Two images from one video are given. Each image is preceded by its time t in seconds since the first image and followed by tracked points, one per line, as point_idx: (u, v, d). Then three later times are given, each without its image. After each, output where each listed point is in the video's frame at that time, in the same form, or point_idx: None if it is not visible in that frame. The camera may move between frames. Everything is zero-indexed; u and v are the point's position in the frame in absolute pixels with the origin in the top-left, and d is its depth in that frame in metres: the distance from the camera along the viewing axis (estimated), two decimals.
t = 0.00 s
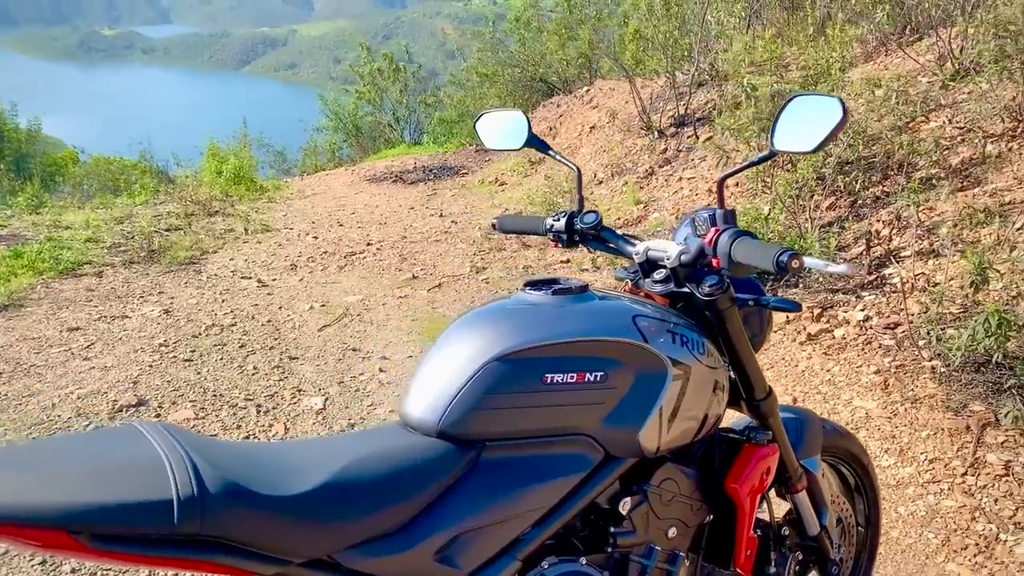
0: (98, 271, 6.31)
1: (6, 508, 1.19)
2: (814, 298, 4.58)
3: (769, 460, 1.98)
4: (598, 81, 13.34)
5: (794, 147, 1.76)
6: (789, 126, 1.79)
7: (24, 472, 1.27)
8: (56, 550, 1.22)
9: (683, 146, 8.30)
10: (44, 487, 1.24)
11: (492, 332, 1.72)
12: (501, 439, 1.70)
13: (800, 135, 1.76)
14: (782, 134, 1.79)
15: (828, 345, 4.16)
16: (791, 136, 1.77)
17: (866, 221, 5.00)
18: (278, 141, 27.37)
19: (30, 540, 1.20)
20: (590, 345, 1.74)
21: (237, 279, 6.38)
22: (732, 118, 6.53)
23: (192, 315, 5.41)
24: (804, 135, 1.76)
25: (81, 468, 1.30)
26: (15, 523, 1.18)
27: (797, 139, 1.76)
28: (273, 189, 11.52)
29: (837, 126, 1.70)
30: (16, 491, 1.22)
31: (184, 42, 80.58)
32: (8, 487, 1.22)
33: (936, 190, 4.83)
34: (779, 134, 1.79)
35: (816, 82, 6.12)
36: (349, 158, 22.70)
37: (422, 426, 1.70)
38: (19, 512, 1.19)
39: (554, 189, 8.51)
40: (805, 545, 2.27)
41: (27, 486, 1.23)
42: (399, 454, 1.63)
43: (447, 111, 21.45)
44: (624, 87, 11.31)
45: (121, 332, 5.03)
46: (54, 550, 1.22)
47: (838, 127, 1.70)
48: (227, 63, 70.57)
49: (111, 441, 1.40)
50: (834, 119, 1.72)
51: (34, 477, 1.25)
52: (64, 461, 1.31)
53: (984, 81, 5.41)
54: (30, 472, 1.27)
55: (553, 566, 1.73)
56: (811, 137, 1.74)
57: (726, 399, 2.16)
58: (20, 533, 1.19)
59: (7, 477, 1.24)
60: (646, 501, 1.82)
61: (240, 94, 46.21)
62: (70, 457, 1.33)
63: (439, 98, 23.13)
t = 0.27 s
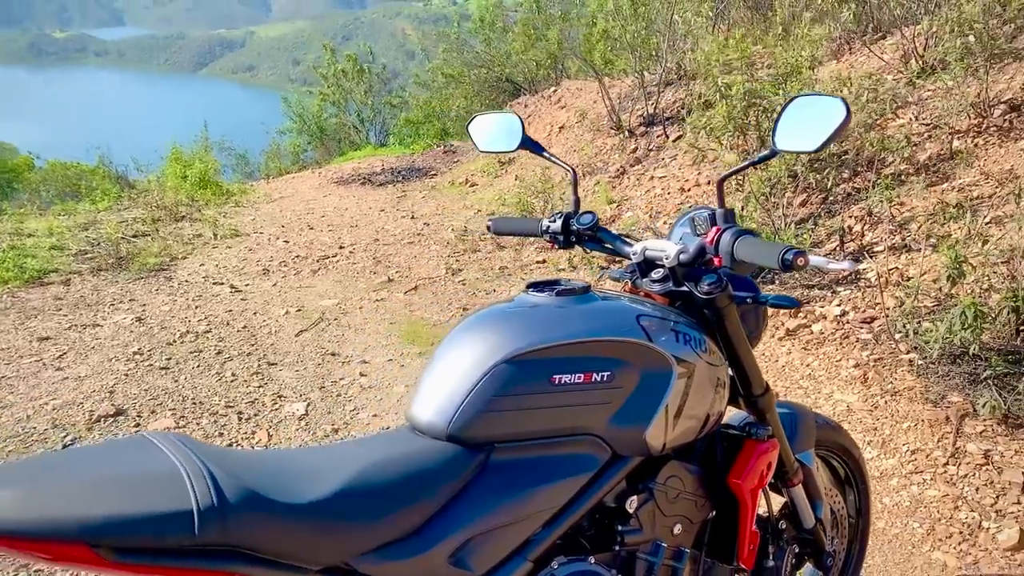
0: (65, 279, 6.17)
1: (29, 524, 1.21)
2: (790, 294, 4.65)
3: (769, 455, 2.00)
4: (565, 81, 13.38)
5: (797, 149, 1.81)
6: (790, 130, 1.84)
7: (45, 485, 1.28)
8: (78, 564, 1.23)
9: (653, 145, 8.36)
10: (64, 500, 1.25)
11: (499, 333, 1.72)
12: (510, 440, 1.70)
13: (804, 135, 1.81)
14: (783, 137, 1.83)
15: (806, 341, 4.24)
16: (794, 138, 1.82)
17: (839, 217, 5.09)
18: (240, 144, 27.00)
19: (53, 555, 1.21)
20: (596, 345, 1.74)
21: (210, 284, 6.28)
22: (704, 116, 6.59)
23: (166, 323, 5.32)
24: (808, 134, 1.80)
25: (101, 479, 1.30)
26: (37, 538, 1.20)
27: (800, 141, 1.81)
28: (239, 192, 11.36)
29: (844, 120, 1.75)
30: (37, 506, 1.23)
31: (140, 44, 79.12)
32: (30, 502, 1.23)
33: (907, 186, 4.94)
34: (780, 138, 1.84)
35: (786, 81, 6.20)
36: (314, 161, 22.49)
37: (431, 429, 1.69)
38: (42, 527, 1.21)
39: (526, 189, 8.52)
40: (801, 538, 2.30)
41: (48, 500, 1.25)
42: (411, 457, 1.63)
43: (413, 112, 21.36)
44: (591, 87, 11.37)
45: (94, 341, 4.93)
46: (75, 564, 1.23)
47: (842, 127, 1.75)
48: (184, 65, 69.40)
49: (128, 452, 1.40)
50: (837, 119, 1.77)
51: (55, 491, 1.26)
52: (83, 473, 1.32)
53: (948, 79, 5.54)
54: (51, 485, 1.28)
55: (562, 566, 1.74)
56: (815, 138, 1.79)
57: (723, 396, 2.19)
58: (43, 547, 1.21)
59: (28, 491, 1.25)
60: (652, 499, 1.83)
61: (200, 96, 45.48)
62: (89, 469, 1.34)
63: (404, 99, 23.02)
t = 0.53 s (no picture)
0: (38, 282, 6.08)
1: (32, 529, 1.20)
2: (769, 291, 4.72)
3: (760, 452, 2.04)
4: (540, 80, 13.40)
5: (790, 149, 1.84)
6: (782, 126, 1.87)
7: (47, 489, 1.27)
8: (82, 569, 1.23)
9: (629, 144, 8.42)
10: (67, 505, 1.24)
11: (496, 334, 1.73)
12: (508, 440, 1.71)
13: (794, 135, 1.84)
14: (776, 137, 1.87)
15: (786, 337, 4.30)
16: (787, 138, 1.85)
17: (815, 215, 5.16)
18: (211, 143, 26.69)
19: (56, 560, 1.20)
20: (592, 345, 1.76)
21: (186, 286, 6.22)
22: (680, 115, 6.65)
23: (143, 325, 5.26)
24: (798, 136, 1.84)
25: (104, 483, 1.30)
26: (40, 543, 1.19)
27: (793, 141, 1.84)
28: (212, 192, 11.24)
29: (832, 128, 1.79)
30: (41, 511, 1.22)
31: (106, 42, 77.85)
32: (32, 507, 1.22)
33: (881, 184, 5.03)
34: (773, 138, 1.87)
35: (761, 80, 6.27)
36: (287, 160, 22.31)
37: (429, 430, 1.70)
38: (46, 533, 1.20)
39: (504, 188, 8.53)
40: (788, 532, 2.35)
41: (51, 504, 1.23)
42: (410, 457, 1.63)
43: (387, 110, 21.24)
44: (567, 86, 11.41)
45: (70, 344, 4.87)
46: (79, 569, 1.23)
47: (835, 128, 1.79)
48: (152, 63, 68.39)
49: (128, 456, 1.39)
50: (829, 120, 1.81)
51: (58, 495, 1.25)
52: (87, 477, 1.31)
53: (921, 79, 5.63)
54: (53, 490, 1.26)
55: (559, 564, 1.75)
56: (808, 137, 1.82)
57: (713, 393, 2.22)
58: (47, 553, 1.20)
59: (30, 497, 1.24)
60: (647, 496, 1.86)
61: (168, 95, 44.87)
62: (92, 472, 1.33)
63: (377, 97, 22.89)
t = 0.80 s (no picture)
0: (18, 280, 6.03)
1: (30, 523, 1.20)
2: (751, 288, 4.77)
3: (745, 445, 2.07)
4: (523, 77, 13.41)
5: (777, 149, 1.88)
6: (767, 126, 1.90)
7: (44, 484, 1.27)
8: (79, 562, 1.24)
9: (612, 142, 8.47)
10: (64, 499, 1.25)
11: (486, 330, 1.75)
12: (498, 434, 1.73)
13: (779, 135, 1.88)
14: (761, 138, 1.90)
15: (767, 333, 4.36)
16: (773, 138, 1.89)
17: (796, 213, 5.23)
18: (191, 139, 26.48)
19: (55, 554, 1.21)
20: (582, 341, 1.79)
21: (168, 283, 6.19)
22: (663, 113, 6.69)
23: (125, 322, 5.24)
24: (783, 135, 1.87)
25: (100, 478, 1.31)
26: (38, 537, 1.20)
27: (779, 141, 1.88)
28: (193, 188, 11.17)
29: (816, 127, 1.83)
30: (38, 505, 1.23)
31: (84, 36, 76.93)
32: (30, 501, 1.23)
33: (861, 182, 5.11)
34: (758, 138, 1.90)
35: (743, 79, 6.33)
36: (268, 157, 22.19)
37: (420, 425, 1.72)
38: (44, 527, 1.20)
39: (487, 185, 8.54)
40: (772, 524, 2.39)
41: (49, 498, 1.24)
42: (403, 452, 1.65)
43: (369, 107, 21.17)
44: (550, 84, 11.43)
45: (51, 343, 4.85)
46: (76, 562, 1.24)
47: (819, 127, 1.83)
48: (130, 58, 67.67)
49: (124, 452, 1.40)
50: (813, 119, 1.85)
51: (55, 489, 1.26)
52: (82, 471, 1.32)
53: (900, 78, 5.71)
54: (49, 484, 1.27)
55: (548, 556, 1.78)
56: (794, 136, 1.86)
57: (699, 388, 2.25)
58: (44, 546, 1.21)
59: (26, 491, 1.25)
60: (634, 488, 1.89)
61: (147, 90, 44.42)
62: (87, 467, 1.34)
63: (359, 94, 22.80)
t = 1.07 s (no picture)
0: (6, 276, 6.03)
1: (34, 509, 1.24)
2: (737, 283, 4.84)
3: (728, 435, 2.13)
4: (511, 75, 13.44)
5: (758, 144, 1.92)
6: (750, 122, 1.95)
7: (46, 470, 1.31)
8: (82, 546, 1.28)
9: (600, 140, 8.52)
10: (66, 485, 1.28)
11: (477, 322, 1.79)
12: (488, 423, 1.77)
13: (761, 131, 1.93)
14: (743, 133, 1.95)
15: (752, 328, 4.43)
16: (755, 133, 1.93)
17: (781, 210, 5.29)
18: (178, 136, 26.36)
19: (58, 538, 1.26)
20: (569, 332, 1.83)
21: (157, 280, 6.19)
22: (650, 111, 6.74)
23: (115, 319, 5.25)
24: (765, 131, 1.92)
25: (101, 464, 1.34)
26: (39, 523, 1.23)
27: (761, 137, 1.93)
28: (181, 185, 11.15)
29: (796, 124, 1.88)
30: (41, 491, 1.26)
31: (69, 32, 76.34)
32: (33, 487, 1.26)
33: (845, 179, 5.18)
34: (741, 134, 1.95)
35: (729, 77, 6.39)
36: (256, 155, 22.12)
37: (413, 415, 1.76)
38: (47, 513, 1.24)
39: (476, 182, 8.58)
40: (755, 513, 2.45)
41: (51, 485, 1.28)
42: (396, 439, 1.69)
43: (357, 104, 21.12)
44: (538, 81, 11.47)
45: (40, 339, 4.86)
46: (79, 547, 1.28)
47: (799, 124, 1.88)
48: (115, 54, 67.19)
49: (124, 439, 1.44)
50: (793, 116, 1.90)
51: (57, 475, 1.29)
52: (82, 459, 1.35)
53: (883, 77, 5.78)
54: (51, 470, 1.31)
55: (537, 542, 1.83)
56: (776, 132, 1.91)
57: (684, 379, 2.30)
58: (47, 532, 1.25)
59: (30, 477, 1.28)
60: (621, 477, 1.94)
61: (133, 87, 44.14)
62: (88, 455, 1.37)
63: (347, 91, 22.75)
